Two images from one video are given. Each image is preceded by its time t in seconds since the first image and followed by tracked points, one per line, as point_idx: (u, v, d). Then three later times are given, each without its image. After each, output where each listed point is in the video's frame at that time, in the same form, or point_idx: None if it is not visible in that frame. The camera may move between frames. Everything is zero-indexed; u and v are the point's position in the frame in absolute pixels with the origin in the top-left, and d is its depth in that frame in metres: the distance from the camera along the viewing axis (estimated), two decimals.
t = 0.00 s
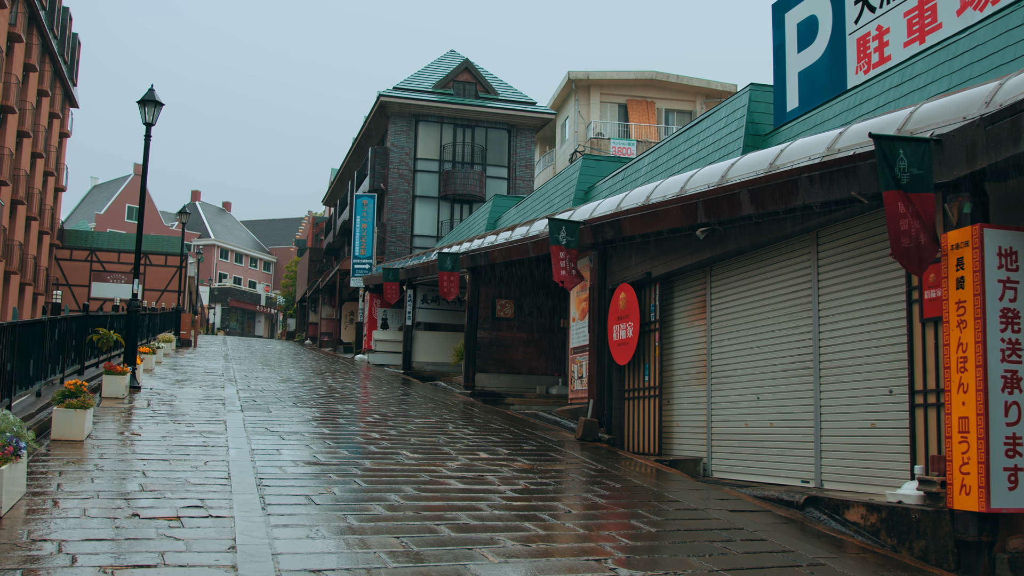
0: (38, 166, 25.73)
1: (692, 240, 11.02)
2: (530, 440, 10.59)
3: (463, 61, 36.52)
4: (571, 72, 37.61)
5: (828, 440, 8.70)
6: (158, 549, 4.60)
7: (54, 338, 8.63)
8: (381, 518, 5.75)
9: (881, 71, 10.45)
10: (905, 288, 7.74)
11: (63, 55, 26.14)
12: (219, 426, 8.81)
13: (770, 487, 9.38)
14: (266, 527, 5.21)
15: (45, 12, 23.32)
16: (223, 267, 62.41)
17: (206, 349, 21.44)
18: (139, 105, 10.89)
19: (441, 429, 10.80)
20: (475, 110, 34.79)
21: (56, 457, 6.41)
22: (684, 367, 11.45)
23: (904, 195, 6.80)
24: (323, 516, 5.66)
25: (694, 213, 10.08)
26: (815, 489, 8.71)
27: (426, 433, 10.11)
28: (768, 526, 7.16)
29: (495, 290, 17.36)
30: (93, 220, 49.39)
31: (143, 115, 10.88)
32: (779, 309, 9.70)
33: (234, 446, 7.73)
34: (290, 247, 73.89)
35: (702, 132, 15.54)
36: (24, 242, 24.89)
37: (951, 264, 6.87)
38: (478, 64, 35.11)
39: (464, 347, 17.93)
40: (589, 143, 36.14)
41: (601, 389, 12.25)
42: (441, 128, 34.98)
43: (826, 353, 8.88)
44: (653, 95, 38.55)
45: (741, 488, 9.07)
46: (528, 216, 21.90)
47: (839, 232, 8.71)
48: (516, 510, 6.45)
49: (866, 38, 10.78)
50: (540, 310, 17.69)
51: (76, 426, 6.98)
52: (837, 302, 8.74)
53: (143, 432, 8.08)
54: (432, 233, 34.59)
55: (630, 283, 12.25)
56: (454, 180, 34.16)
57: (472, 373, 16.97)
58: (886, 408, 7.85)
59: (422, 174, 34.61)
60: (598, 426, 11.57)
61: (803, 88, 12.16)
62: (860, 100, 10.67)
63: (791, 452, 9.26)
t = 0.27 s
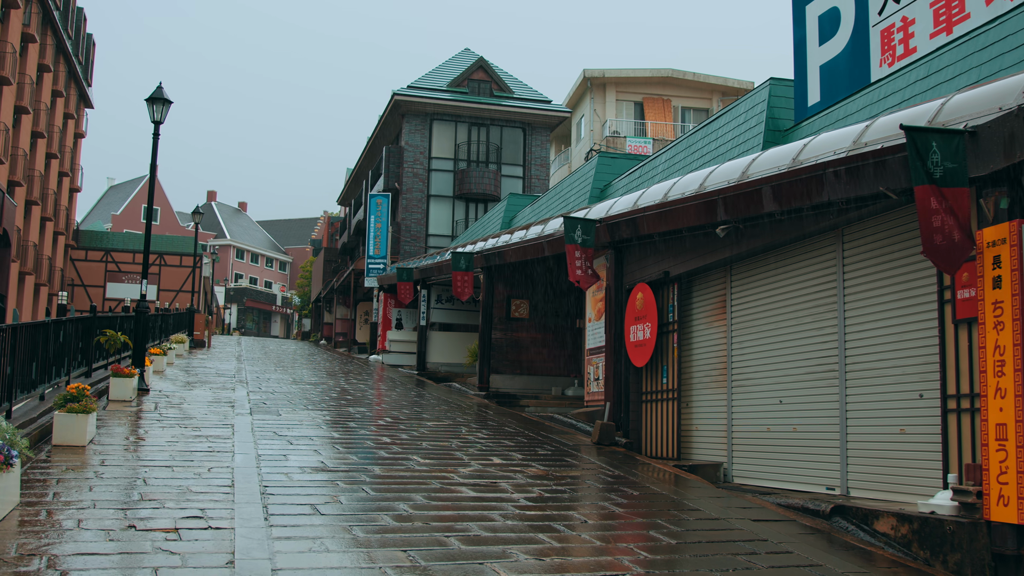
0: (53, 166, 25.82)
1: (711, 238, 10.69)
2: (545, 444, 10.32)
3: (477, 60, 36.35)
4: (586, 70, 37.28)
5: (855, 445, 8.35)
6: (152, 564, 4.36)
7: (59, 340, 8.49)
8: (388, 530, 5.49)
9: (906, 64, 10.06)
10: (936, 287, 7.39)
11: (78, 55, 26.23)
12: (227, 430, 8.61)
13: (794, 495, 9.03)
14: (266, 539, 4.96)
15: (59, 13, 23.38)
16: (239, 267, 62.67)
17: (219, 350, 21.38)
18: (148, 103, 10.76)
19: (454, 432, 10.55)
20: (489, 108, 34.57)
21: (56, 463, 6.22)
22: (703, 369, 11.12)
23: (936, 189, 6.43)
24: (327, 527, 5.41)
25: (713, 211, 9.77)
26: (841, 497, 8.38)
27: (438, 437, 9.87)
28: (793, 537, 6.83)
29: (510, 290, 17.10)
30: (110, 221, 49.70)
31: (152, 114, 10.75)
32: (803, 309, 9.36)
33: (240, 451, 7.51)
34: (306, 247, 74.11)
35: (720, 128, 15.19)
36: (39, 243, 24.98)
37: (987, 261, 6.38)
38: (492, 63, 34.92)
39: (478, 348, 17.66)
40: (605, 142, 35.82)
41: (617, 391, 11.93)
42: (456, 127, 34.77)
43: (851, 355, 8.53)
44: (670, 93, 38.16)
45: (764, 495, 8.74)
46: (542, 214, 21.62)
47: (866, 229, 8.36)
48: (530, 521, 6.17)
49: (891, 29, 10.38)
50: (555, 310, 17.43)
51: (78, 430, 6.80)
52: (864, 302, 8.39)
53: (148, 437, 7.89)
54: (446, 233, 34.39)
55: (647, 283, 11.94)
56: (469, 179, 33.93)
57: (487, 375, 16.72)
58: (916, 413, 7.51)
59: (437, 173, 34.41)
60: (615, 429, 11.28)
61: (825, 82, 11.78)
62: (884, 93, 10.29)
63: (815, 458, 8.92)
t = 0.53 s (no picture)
0: (68, 166, 25.93)
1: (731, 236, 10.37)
2: (560, 448, 10.05)
3: (492, 58, 36.16)
4: (601, 68, 36.96)
5: (882, 451, 8.02)
6: None
7: (64, 341, 8.36)
8: (395, 541, 5.24)
9: (932, 55, 9.70)
10: (969, 286, 7.05)
11: (92, 55, 26.34)
12: (234, 434, 8.42)
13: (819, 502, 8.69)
14: (267, 552, 4.73)
15: (73, 13, 23.44)
16: (255, 268, 62.89)
17: (232, 350, 21.31)
18: (156, 101, 10.64)
19: (467, 435, 10.31)
20: (504, 107, 34.35)
21: (55, 470, 6.04)
22: (723, 371, 10.81)
23: (972, 183, 6.09)
24: (332, 538, 5.17)
25: (734, 208, 9.45)
26: (868, 504, 8.02)
27: (451, 440, 9.63)
28: (820, 549, 6.50)
29: (524, 289, 16.85)
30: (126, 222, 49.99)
31: (160, 112, 10.63)
32: (827, 310, 9.02)
33: (246, 456, 7.30)
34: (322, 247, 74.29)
35: (739, 124, 14.86)
36: (54, 243, 25.07)
37: None
38: (507, 61, 34.72)
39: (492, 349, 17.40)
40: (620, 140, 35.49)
41: (634, 393, 11.63)
42: (471, 126, 34.55)
43: (878, 357, 8.20)
44: (685, 91, 37.78)
45: (787, 503, 8.39)
46: (558, 213, 21.35)
47: (894, 226, 8.02)
48: (544, 532, 5.91)
49: (916, 20, 10.03)
50: (570, 310, 17.15)
51: (79, 435, 6.63)
52: (891, 302, 8.06)
53: (153, 441, 7.71)
54: (461, 233, 34.18)
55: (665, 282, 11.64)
56: (483, 178, 33.68)
57: (501, 376, 16.47)
58: (947, 418, 7.17)
59: (452, 172, 34.22)
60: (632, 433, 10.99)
61: (846, 76, 11.43)
62: (909, 86, 9.93)
63: (841, 464, 8.59)
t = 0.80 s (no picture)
0: (84, 167, 26.03)
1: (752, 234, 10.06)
2: (576, 452, 9.81)
3: (506, 57, 35.98)
4: (616, 66, 36.64)
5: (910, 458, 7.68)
6: None
7: (70, 344, 8.22)
8: (404, 553, 5.02)
9: (959, 47, 9.32)
10: (1006, 284, 6.72)
11: (107, 56, 26.46)
12: (242, 438, 8.24)
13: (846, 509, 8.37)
14: (268, 565, 4.52)
15: (88, 14, 23.53)
16: (271, 268, 63.15)
17: (246, 351, 21.26)
18: (165, 99, 10.54)
19: (480, 438, 10.10)
20: (519, 105, 34.13)
21: (57, 476, 5.87)
22: (744, 373, 10.50)
23: (1010, 176, 5.74)
24: (337, 551, 4.95)
25: (755, 204, 9.14)
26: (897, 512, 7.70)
27: (464, 444, 9.42)
28: (848, 561, 6.21)
29: (539, 289, 16.60)
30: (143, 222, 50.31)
31: (169, 110, 10.52)
32: (852, 310, 8.70)
33: (253, 462, 7.11)
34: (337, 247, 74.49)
35: (758, 120, 14.53)
36: (69, 244, 25.17)
37: None
38: (522, 59, 34.52)
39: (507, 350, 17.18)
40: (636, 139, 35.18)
41: (651, 395, 11.33)
42: (485, 124, 34.34)
43: (906, 359, 7.87)
44: (701, 89, 37.40)
45: (812, 511, 8.09)
46: (573, 212, 21.06)
47: (924, 222, 7.70)
48: (559, 543, 5.66)
49: (941, 11, 9.65)
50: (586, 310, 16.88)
51: (82, 440, 6.46)
52: (921, 302, 7.72)
53: (159, 444, 7.55)
54: (476, 232, 33.97)
55: (683, 282, 11.33)
56: (498, 177, 33.45)
57: (516, 377, 16.23)
58: (981, 424, 6.84)
59: (467, 171, 34.02)
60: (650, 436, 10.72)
61: (869, 69, 11.04)
62: (936, 78, 9.55)
63: (868, 470, 8.26)
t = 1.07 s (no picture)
0: (98, 167, 26.11)
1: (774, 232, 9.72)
2: (593, 456, 9.53)
3: (521, 55, 35.75)
4: (632, 64, 36.27)
5: (943, 465, 7.32)
6: None
7: (76, 344, 8.08)
8: (413, 567, 4.78)
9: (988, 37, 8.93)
10: None
11: (121, 57, 26.55)
12: (251, 442, 8.05)
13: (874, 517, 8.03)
14: None
15: (101, 14, 23.57)
16: (286, 268, 63.32)
17: (260, 351, 21.19)
18: (174, 96, 10.40)
19: (495, 441, 9.85)
20: (534, 104, 33.88)
21: (57, 483, 5.69)
22: (766, 375, 10.16)
23: None
24: (342, 563, 4.71)
25: (779, 200, 8.81)
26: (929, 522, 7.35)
27: (478, 447, 9.17)
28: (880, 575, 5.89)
29: (555, 289, 16.30)
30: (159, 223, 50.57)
31: (178, 107, 10.37)
32: (880, 310, 8.35)
33: (260, 467, 6.90)
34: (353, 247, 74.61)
35: (778, 115, 14.18)
36: (84, 244, 25.24)
37: None
38: (536, 57, 34.28)
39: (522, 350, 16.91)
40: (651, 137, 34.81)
41: (669, 398, 10.94)
42: (500, 123, 34.10)
43: (938, 361, 7.51)
44: (717, 87, 36.95)
45: (839, 519, 7.77)
46: (588, 210, 20.76)
47: (957, 218, 7.35)
48: (576, 555, 5.40)
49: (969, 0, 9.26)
50: (602, 310, 16.56)
51: (84, 445, 6.29)
52: (954, 301, 7.37)
53: (164, 448, 7.37)
54: (491, 231, 33.73)
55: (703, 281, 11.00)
56: (513, 176, 33.20)
57: (531, 378, 15.95)
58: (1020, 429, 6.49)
59: (481, 170, 33.80)
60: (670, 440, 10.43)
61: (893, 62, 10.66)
62: (964, 70, 9.17)
63: (897, 476, 7.91)
